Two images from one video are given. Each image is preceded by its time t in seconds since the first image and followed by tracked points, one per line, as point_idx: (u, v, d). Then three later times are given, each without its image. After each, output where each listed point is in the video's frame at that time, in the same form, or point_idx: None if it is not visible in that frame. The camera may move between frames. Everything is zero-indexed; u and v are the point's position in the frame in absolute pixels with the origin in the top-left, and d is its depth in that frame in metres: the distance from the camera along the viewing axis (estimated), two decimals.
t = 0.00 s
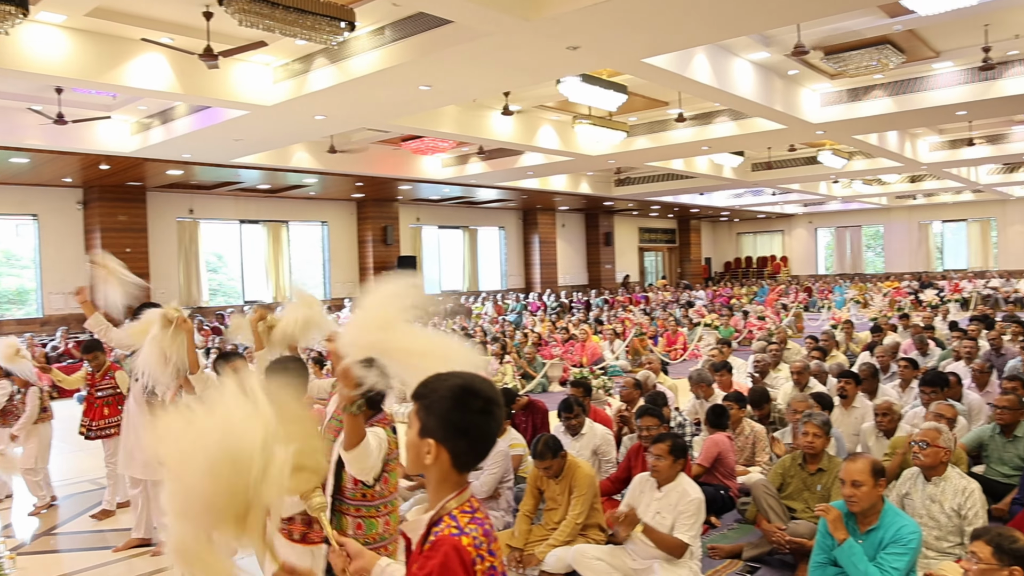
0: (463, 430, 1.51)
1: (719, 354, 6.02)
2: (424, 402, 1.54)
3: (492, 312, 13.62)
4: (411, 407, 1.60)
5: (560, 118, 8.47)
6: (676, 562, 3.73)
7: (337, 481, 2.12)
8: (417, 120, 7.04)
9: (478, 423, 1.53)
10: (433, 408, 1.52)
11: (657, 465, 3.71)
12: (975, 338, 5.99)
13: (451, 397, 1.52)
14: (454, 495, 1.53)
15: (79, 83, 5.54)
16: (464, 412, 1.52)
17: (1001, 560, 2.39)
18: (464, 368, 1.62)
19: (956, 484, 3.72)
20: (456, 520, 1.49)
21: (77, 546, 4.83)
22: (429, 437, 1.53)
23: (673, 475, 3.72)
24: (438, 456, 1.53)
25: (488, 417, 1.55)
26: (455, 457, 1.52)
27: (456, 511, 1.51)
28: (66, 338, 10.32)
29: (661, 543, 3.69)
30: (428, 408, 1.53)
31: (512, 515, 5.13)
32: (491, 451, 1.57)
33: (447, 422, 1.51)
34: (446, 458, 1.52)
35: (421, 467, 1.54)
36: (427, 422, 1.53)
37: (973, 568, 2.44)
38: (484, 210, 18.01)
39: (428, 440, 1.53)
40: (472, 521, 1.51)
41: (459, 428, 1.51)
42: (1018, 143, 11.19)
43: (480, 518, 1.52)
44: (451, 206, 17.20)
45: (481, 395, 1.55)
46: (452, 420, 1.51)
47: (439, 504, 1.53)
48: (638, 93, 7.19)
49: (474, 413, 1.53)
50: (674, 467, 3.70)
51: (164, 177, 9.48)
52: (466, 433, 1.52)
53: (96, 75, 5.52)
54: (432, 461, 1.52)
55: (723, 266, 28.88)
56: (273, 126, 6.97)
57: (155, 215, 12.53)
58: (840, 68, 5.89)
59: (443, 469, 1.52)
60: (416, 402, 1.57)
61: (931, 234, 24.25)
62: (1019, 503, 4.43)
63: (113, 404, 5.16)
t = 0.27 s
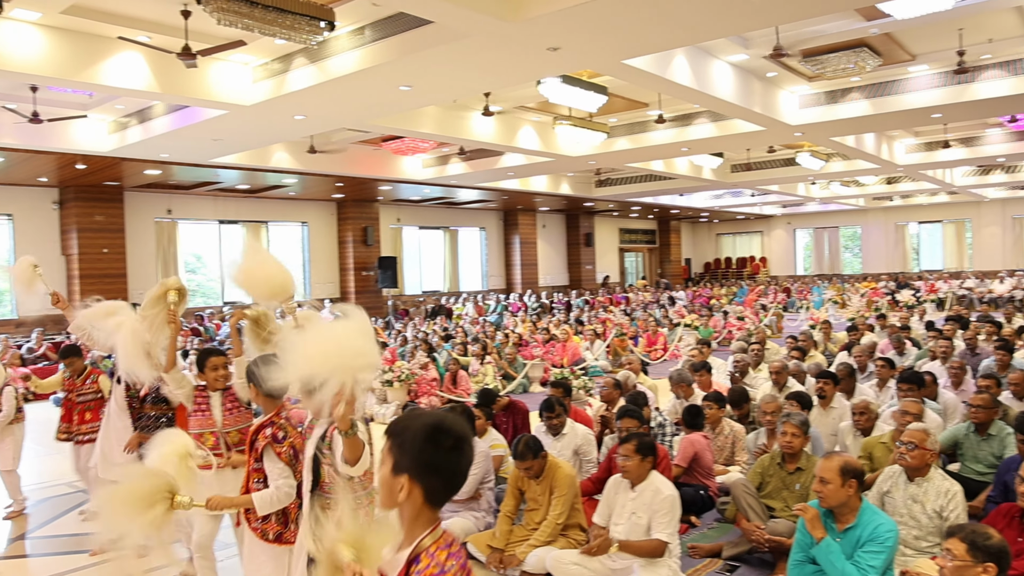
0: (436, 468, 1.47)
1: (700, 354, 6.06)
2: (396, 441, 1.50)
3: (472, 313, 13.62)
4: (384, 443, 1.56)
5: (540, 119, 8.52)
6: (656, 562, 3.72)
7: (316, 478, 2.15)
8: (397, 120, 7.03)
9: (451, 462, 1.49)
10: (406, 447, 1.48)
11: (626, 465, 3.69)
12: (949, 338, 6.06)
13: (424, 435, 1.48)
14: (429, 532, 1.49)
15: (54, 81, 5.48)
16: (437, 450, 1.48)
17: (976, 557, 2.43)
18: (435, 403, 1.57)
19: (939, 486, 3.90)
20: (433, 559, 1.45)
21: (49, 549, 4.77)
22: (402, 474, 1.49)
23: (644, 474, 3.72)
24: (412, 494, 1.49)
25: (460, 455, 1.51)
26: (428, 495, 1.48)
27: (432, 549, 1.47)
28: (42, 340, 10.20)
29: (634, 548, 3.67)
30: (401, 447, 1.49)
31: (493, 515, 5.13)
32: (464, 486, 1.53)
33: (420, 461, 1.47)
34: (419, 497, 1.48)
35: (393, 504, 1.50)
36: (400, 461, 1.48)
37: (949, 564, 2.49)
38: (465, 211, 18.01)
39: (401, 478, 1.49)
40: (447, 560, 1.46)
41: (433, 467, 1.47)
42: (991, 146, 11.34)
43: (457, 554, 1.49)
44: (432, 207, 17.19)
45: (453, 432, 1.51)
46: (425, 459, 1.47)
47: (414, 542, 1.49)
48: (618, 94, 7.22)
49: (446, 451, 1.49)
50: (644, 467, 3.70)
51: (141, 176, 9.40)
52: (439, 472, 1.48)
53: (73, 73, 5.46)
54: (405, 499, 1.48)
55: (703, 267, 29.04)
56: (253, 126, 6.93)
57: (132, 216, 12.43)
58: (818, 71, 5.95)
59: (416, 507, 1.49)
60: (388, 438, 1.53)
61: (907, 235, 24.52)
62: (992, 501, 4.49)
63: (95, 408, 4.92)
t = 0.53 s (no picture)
0: (409, 429, 1.47)
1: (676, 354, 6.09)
2: (369, 400, 1.50)
3: (450, 313, 13.62)
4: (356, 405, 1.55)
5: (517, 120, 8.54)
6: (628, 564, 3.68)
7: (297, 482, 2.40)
8: (374, 120, 7.02)
9: (425, 425, 1.50)
10: (379, 407, 1.48)
11: (583, 468, 3.70)
12: (922, 337, 6.14)
13: (397, 396, 1.48)
14: (397, 494, 1.48)
15: (25, 79, 5.40)
16: (409, 412, 1.48)
17: (945, 553, 2.48)
18: (409, 368, 1.58)
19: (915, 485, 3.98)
20: (398, 518, 1.45)
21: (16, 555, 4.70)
22: (374, 435, 1.48)
23: (605, 474, 3.71)
24: (382, 455, 1.48)
25: (433, 419, 1.52)
26: (398, 457, 1.48)
27: (397, 509, 1.47)
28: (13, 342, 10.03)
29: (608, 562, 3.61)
30: (375, 407, 1.48)
31: (471, 517, 5.11)
32: (435, 453, 1.53)
33: (393, 421, 1.47)
34: (391, 458, 1.47)
35: (362, 465, 1.49)
36: (372, 421, 1.48)
37: (919, 561, 2.53)
38: (443, 211, 17.98)
39: (371, 438, 1.48)
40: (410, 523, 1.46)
41: (407, 428, 1.47)
42: (963, 148, 11.52)
43: (423, 518, 1.48)
44: (410, 207, 17.15)
45: (427, 397, 1.52)
46: (398, 419, 1.47)
47: (381, 503, 1.48)
48: (595, 95, 7.25)
49: (419, 412, 1.49)
50: (604, 468, 3.69)
51: (115, 176, 9.30)
52: (410, 434, 1.47)
53: (45, 72, 5.38)
54: (375, 460, 1.47)
55: (680, 267, 29.16)
56: (228, 126, 6.88)
57: (106, 216, 12.28)
58: (793, 73, 6.01)
59: (387, 469, 1.48)
60: (361, 399, 1.52)
61: (881, 236, 24.85)
62: (962, 498, 4.55)
63: (63, 407, 4.89)
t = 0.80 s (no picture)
0: (378, 439, 1.56)
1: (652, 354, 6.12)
2: (339, 417, 1.60)
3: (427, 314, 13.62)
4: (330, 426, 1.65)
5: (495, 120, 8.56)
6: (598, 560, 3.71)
7: (298, 491, 2.34)
8: (351, 121, 7.01)
9: (394, 433, 1.59)
10: (349, 422, 1.57)
11: (540, 468, 3.74)
12: (894, 337, 6.22)
13: (364, 409, 1.58)
14: (374, 505, 1.56)
15: None
16: (377, 421, 1.57)
17: (917, 551, 2.56)
18: (377, 383, 1.68)
19: (884, 481, 4.03)
20: (374, 528, 1.52)
21: None
22: (346, 449, 1.57)
23: (563, 474, 3.75)
24: (357, 467, 1.57)
25: (402, 425, 1.60)
26: (373, 467, 1.56)
27: (375, 520, 1.54)
28: None
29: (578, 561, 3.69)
30: (345, 425, 1.59)
31: (448, 518, 5.09)
32: (408, 459, 1.61)
33: (362, 434, 1.56)
34: (365, 469, 1.56)
35: (340, 479, 1.58)
36: (343, 435, 1.58)
37: (891, 558, 2.61)
38: (420, 212, 17.95)
39: (345, 452, 1.58)
40: (391, 532, 1.54)
41: (376, 438, 1.56)
42: (934, 151, 11.71)
43: (399, 527, 1.55)
44: (386, 208, 17.11)
45: (394, 404, 1.61)
46: (367, 431, 1.56)
47: (359, 514, 1.56)
48: (572, 97, 7.29)
49: (386, 420, 1.58)
50: (558, 468, 3.73)
51: (87, 175, 9.20)
52: (380, 443, 1.56)
53: (16, 69, 5.31)
54: (351, 473, 1.57)
55: (656, 268, 29.28)
56: (203, 125, 6.83)
57: (79, 216, 12.13)
58: (768, 75, 6.04)
59: (362, 481, 1.56)
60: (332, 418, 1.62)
61: (855, 238, 25.23)
62: (934, 496, 4.61)
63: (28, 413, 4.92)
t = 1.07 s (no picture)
0: (365, 460, 1.52)
1: (632, 354, 6.14)
2: (314, 451, 1.55)
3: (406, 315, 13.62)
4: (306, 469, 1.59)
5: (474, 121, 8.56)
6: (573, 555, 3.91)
7: (294, 498, 2.14)
8: (330, 120, 6.99)
9: (376, 453, 1.55)
10: (328, 451, 1.53)
11: (507, 469, 3.95)
12: (871, 337, 6.27)
13: (340, 433, 1.55)
14: (365, 536, 1.50)
15: None
16: (358, 441, 1.54)
17: (893, 547, 2.60)
18: (348, 410, 1.65)
19: (855, 477, 4.09)
20: (367, 563, 1.45)
21: None
22: (333, 480, 1.52)
23: (525, 474, 3.95)
24: (348, 494, 1.52)
25: (380, 442, 1.58)
26: (361, 491, 1.52)
27: (368, 554, 1.47)
28: None
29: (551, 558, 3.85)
30: (324, 455, 1.53)
31: (427, 519, 5.07)
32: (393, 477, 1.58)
33: (346, 460, 1.52)
34: (357, 496, 1.51)
35: (332, 514, 1.52)
36: (324, 465, 1.52)
37: (868, 556, 2.64)
38: (399, 212, 17.91)
39: (332, 484, 1.52)
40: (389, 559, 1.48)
41: (361, 460, 1.52)
42: (909, 152, 11.83)
43: (393, 559, 1.48)
44: (365, 209, 17.05)
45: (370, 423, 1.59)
46: (350, 455, 1.52)
47: (351, 548, 1.50)
48: (551, 97, 7.30)
49: (366, 439, 1.55)
50: (520, 468, 3.95)
51: (60, 175, 9.09)
52: (366, 462, 1.52)
53: None
54: (345, 506, 1.51)
55: (635, 269, 29.35)
56: (180, 125, 6.78)
57: (53, 216, 12.00)
58: (746, 77, 6.06)
59: (356, 509, 1.51)
60: (307, 455, 1.57)
61: (831, 238, 25.41)
62: (909, 495, 4.64)
63: None
